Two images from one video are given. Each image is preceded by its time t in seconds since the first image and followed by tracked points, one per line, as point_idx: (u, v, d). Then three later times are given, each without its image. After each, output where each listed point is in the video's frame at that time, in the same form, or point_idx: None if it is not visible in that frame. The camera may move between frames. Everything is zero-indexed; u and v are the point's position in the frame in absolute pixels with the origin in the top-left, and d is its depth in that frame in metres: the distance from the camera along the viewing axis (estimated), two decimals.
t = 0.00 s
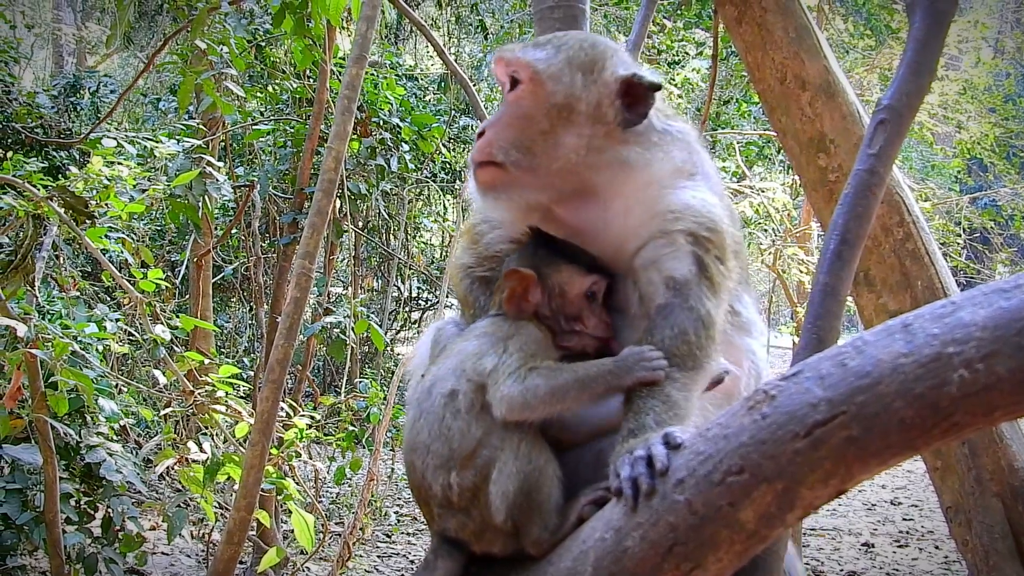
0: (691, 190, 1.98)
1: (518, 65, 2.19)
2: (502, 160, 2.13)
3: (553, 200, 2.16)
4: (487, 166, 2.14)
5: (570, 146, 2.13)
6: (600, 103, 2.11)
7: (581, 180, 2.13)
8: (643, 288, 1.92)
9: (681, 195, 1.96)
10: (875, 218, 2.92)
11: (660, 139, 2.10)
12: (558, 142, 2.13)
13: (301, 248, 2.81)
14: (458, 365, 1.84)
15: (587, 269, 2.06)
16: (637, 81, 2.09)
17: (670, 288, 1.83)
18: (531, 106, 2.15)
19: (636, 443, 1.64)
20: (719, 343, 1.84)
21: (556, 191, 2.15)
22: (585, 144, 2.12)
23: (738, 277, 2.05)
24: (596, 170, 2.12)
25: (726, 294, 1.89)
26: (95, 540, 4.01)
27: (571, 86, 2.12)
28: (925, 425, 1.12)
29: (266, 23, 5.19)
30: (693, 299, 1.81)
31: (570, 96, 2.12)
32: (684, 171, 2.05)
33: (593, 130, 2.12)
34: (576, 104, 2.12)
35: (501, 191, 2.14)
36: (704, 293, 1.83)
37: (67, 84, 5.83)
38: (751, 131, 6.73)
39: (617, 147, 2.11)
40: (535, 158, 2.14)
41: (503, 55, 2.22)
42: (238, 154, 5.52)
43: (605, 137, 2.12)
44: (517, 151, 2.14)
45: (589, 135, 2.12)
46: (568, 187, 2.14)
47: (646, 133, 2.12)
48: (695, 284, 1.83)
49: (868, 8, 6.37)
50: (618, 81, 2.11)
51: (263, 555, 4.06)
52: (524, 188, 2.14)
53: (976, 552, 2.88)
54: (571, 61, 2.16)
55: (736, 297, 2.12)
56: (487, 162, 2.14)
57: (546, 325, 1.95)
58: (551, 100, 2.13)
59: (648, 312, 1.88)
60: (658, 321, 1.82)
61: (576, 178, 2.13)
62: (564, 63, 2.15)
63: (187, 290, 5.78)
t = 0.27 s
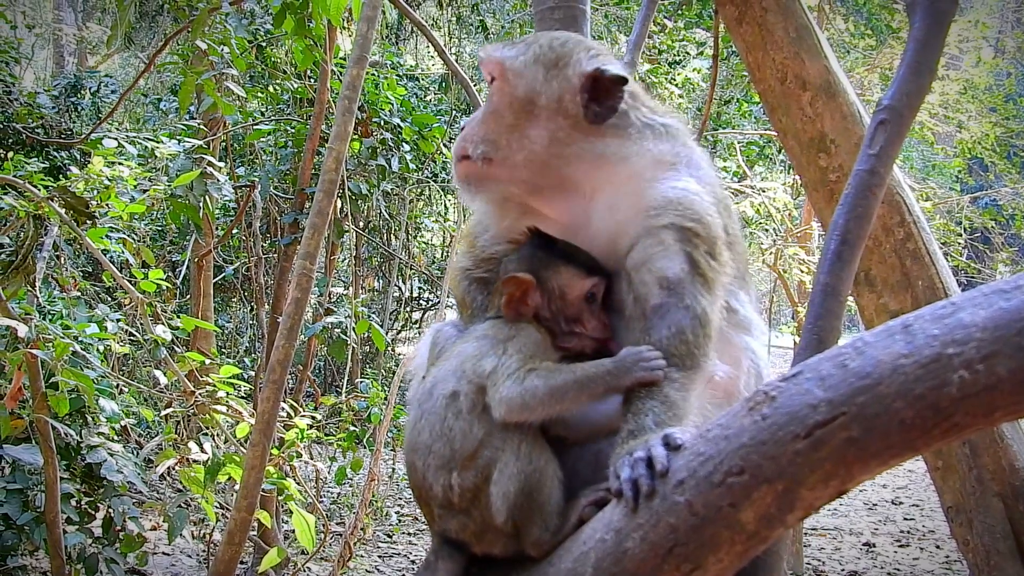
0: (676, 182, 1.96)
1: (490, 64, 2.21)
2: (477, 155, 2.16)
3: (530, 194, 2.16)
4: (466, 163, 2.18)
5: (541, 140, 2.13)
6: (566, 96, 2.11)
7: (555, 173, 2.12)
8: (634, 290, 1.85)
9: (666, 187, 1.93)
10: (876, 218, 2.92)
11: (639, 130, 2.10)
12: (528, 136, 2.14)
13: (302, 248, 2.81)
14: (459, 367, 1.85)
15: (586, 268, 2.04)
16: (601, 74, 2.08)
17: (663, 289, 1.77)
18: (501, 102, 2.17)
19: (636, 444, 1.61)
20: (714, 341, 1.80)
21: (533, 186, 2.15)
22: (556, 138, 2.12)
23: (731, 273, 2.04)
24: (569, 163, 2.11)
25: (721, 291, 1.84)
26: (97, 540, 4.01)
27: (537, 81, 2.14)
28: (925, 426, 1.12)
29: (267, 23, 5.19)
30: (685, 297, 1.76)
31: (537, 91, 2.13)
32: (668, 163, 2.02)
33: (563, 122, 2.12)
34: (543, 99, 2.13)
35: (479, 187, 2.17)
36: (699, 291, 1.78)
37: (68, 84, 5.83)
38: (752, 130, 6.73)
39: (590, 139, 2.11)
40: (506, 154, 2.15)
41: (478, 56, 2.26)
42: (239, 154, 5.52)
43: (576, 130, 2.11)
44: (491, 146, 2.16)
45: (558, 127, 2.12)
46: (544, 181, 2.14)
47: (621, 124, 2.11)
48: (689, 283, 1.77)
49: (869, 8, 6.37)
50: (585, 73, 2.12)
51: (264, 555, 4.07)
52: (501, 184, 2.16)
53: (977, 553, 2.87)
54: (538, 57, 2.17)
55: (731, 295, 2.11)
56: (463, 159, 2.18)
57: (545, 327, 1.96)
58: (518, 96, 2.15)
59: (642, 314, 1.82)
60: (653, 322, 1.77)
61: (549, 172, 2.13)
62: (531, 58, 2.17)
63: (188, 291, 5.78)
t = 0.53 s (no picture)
0: (653, 170, 1.95)
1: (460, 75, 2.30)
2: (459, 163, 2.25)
3: (510, 193, 2.22)
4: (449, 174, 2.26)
5: (513, 139, 2.19)
6: (531, 92, 2.17)
7: (530, 170, 2.18)
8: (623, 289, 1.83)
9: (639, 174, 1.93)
10: (876, 218, 2.92)
11: (610, 120, 2.14)
12: (500, 137, 2.20)
13: (302, 250, 2.81)
14: (457, 368, 1.86)
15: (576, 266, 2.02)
16: (560, 69, 2.13)
17: (650, 286, 1.76)
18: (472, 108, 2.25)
19: (633, 446, 1.61)
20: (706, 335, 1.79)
21: (511, 185, 2.20)
22: (526, 135, 2.17)
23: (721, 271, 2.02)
24: (541, 158, 2.16)
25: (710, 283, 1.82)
26: (97, 542, 4.01)
27: (502, 83, 2.21)
28: (924, 426, 1.12)
29: (267, 25, 5.19)
30: (673, 293, 1.74)
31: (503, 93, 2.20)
32: (642, 151, 2.04)
33: (531, 119, 2.18)
34: (509, 98, 2.19)
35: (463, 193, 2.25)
36: (688, 285, 1.76)
37: (68, 86, 5.83)
38: (752, 131, 6.73)
39: (559, 133, 2.16)
40: (483, 157, 2.22)
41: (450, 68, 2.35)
42: (239, 155, 5.53)
43: (545, 125, 2.17)
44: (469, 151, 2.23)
45: (527, 125, 2.18)
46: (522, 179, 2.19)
47: (591, 115, 2.15)
48: (677, 279, 1.75)
49: (869, 9, 6.38)
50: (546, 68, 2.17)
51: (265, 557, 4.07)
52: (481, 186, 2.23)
53: (978, 553, 2.87)
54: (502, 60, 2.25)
55: (722, 292, 2.11)
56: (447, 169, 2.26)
57: (536, 326, 1.94)
58: (486, 99, 2.22)
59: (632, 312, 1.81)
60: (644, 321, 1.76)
61: (524, 169, 2.18)
62: (497, 61, 2.24)
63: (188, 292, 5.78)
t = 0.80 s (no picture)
0: (604, 161, 1.99)
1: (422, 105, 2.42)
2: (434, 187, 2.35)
3: (484, 203, 2.27)
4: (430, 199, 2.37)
5: (471, 151, 2.25)
6: (478, 104, 2.24)
7: (491, 179, 2.23)
8: (597, 287, 1.85)
9: (591, 167, 1.98)
10: (874, 217, 2.92)
11: (558, 116, 2.19)
12: (460, 151, 2.27)
13: (300, 252, 2.81)
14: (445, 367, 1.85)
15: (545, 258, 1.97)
16: (497, 77, 2.19)
17: (621, 283, 1.78)
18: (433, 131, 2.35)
19: (629, 448, 1.61)
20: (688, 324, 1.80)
21: (480, 196, 2.26)
22: (479, 144, 2.23)
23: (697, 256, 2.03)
24: (499, 165, 2.21)
25: (682, 270, 1.83)
26: (99, 547, 4.01)
27: (454, 101, 2.30)
28: (920, 425, 1.12)
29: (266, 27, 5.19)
30: (646, 285, 1.76)
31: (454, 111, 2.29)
32: (596, 145, 2.06)
33: (482, 129, 2.23)
34: (460, 115, 2.27)
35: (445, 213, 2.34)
36: (659, 275, 1.78)
37: (67, 90, 5.82)
38: (752, 130, 6.72)
39: (510, 138, 2.20)
40: (451, 174, 2.30)
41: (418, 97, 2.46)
42: (239, 158, 5.53)
43: (495, 132, 2.22)
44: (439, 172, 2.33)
45: (478, 135, 2.23)
46: (489, 188, 2.24)
47: (543, 117, 2.19)
48: (646, 271, 1.78)
49: (868, 7, 6.37)
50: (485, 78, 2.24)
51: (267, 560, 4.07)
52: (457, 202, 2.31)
53: (978, 551, 2.87)
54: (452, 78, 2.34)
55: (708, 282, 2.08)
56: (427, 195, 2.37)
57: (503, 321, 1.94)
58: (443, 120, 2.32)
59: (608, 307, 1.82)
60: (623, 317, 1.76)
61: (488, 179, 2.23)
62: (448, 83, 2.34)
63: (189, 295, 5.79)
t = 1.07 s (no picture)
0: (583, 159, 1.99)
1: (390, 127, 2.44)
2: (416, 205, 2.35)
3: (470, 213, 2.29)
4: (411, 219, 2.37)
5: (450, 161, 2.27)
6: (454, 112, 2.27)
7: (474, 184, 2.24)
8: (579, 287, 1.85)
9: (572, 164, 1.99)
10: (861, 217, 2.93)
11: (533, 118, 2.22)
12: (439, 162, 2.29)
13: (286, 255, 2.80)
14: (426, 375, 1.85)
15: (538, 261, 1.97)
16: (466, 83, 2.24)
17: (602, 281, 1.77)
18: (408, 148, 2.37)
19: (614, 448, 1.61)
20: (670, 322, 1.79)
21: (466, 204, 2.27)
22: (458, 153, 2.25)
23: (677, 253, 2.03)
24: (481, 169, 2.22)
25: (662, 267, 1.83)
26: (89, 552, 3.99)
27: (427, 114, 2.32)
28: (904, 423, 1.12)
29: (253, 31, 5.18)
30: (628, 283, 1.75)
31: (427, 124, 2.31)
32: (573, 143, 2.07)
33: (459, 137, 2.26)
34: (435, 126, 2.29)
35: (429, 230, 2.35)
36: (639, 274, 1.77)
37: (53, 95, 5.80)
38: (740, 131, 6.74)
39: (488, 141, 2.22)
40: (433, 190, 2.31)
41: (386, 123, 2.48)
42: (227, 162, 5.51)
43: (472, 137, 2.24)
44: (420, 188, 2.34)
45: (456, 144, 2.26)
46: (473, 194, 2.26)
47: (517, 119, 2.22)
48: (625, 269, 1.77)
49: (854, 8, 6.40)
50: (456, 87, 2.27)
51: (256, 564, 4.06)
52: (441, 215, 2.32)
53: (966, 549, 2.88)
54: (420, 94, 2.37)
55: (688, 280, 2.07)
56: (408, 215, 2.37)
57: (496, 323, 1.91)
58: (416, 135, 2.33)
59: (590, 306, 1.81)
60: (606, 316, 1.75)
61: (470, 184, 2.24)
62: (417, 103, 2.37)
63: (177, 300, 5.76)
